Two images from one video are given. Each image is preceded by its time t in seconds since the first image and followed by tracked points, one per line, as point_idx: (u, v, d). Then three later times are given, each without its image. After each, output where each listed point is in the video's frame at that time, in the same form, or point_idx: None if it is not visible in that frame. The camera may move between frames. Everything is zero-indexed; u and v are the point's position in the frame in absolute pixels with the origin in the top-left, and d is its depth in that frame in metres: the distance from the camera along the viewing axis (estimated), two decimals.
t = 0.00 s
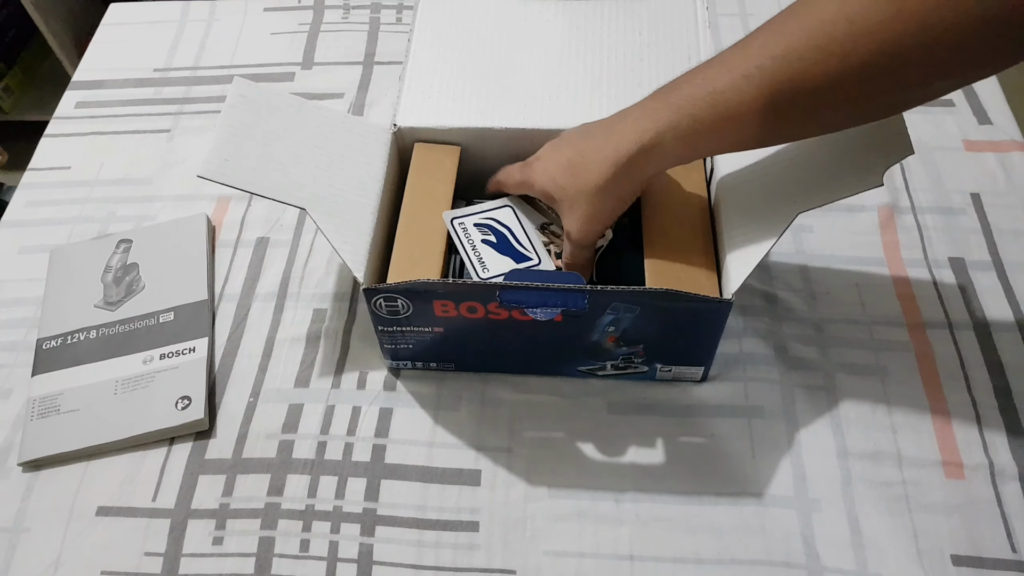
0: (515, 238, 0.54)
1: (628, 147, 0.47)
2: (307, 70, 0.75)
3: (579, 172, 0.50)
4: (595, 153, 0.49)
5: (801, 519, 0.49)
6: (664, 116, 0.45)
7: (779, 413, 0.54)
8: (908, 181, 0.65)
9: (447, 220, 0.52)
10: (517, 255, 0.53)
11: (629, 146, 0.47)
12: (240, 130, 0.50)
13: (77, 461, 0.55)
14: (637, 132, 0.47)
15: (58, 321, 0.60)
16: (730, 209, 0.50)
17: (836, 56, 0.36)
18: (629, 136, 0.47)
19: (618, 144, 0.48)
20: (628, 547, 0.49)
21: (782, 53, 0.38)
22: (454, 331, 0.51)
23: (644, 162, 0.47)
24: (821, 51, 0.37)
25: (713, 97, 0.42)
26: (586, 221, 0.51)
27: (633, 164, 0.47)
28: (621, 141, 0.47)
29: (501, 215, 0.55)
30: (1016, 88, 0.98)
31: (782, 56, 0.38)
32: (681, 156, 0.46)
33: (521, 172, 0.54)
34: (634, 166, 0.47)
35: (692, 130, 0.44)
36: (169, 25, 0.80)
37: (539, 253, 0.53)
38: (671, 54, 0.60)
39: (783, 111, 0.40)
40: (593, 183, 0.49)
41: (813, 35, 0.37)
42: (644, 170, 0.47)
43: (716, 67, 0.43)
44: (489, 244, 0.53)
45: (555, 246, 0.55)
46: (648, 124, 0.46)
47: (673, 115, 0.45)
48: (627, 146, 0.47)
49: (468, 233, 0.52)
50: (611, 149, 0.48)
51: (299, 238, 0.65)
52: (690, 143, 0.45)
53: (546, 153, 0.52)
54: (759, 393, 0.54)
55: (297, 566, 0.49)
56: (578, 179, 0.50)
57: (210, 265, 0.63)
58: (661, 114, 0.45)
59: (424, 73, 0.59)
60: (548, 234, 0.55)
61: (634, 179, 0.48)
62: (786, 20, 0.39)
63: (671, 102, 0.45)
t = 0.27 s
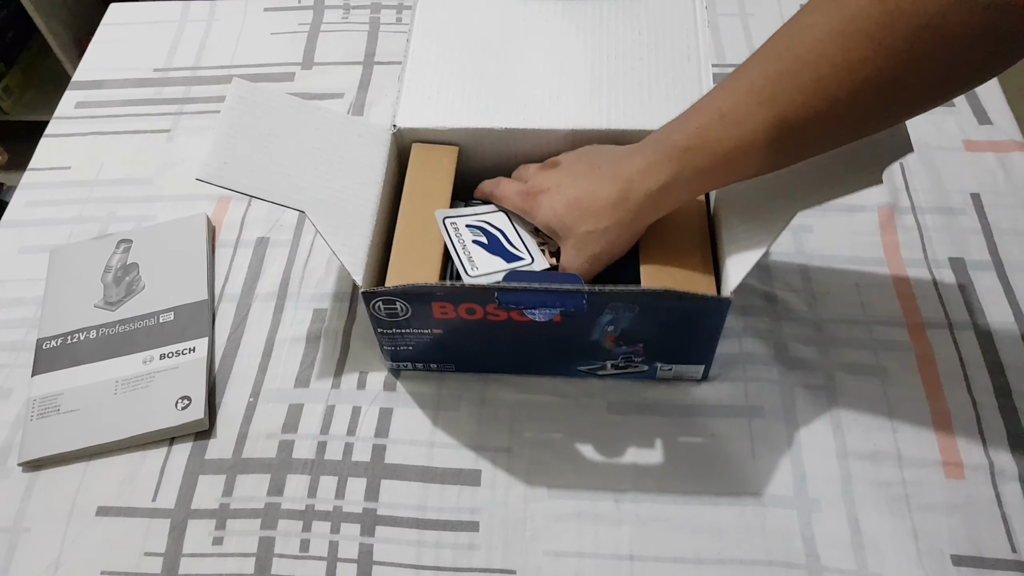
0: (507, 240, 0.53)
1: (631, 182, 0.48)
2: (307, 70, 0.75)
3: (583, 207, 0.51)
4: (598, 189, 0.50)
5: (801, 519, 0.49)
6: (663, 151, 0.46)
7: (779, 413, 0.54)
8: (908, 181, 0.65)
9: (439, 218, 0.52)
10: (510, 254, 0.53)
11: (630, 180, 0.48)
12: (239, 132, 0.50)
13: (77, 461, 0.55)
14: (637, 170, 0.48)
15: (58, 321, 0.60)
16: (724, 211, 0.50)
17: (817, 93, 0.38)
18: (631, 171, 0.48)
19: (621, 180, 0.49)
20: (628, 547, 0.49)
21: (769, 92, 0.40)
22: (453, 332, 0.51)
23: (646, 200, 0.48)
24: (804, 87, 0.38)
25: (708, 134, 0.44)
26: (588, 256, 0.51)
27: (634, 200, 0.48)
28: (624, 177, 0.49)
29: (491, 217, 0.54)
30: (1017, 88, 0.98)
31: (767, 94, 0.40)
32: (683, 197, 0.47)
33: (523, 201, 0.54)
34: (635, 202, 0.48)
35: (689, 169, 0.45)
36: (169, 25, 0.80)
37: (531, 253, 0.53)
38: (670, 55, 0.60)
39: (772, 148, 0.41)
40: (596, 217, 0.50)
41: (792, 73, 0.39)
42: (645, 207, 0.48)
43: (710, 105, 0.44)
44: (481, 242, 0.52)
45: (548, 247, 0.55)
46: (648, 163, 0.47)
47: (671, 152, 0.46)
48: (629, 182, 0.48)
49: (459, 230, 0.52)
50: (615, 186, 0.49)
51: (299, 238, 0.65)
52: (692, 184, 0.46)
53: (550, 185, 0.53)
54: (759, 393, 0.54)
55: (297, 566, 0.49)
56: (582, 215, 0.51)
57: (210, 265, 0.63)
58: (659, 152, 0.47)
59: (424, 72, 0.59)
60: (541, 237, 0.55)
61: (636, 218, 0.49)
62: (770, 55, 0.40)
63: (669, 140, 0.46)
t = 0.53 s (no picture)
0: (510, 224, 0.53)
1: (636, 162, 0.48)
2: (307, 70, 0.75)
3: (587, 187, 0.51)
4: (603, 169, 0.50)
5: (801, 519, 0.49)
6: (669, 130, 0.46)
7: (779, 413, 0.54)
8: (908, 181, 0.65)
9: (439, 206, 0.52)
10: (513, 239, 0.52)
11: (636, 159, 0.48)
12: (241, 136, 0.50)
13: (77, 461, 0.55)
14: (643, 150, 0.48)
15: (58, 321, 0.60)
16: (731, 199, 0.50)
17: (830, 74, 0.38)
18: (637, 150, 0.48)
19: (627, 160, 0.49)
20: (628, 547, 0.49)
21: (780, 72, 0.40)
22: (463, 328, 0.51)
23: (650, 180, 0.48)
24: (818, 66, 0.38)
25: (717, 113, 0.43)
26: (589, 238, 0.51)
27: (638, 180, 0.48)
28: (630, 156, 0.49)
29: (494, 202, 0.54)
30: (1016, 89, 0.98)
31: (778, 74, 0.40)
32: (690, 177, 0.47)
33: (527, 181, 0.54)
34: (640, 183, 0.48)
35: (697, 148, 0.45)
36: (169, 25, 0.80)
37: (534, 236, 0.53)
38: (671, 46, 0.59)
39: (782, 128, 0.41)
40: (600, 198, 0.50)
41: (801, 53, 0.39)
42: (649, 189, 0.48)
43: (718, 83, 0.44)
44: (482, 227, 0.52)
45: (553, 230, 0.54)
46: (654, 142, 0.47)
47: (678, 131, 0.46)
48: (634, 161, 0.48)
49: (460, 217, 0.52)
50: (620, 165, 0.49)
51: (299, 238, 0.65)
52: (698, 163, 0.46)
53: (553, 166, 0.53)
54: (759, 392, 0.54)
55: (297, 566, 0.49)
56: (586, 195, 0.51)
57: (210, 265, 0.63)
58: (666, 131, 0.47)
59: (427, 70, 0.59)
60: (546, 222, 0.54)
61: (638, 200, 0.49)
62: (781, 33, 0.40)
63: (676, 119, 0.46)
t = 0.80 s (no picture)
0: (512, 222, 0.53)
1: (635, 155, 0.48)
2: (307, 70, 0.75)
3: (588, 182, 0.51)
4: (602, 164, 0.50)
5: (801, 519, 0.49)
6: (668, 123, 0.46)
7: (779, 413, 0.54)
8: (908, 181, 0.65)
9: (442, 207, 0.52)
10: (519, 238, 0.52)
11: (635, 152, 0.48)
12: (248, 134, 0.50)
13: (77, 461, 0.55)
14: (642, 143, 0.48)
15: (59, 321, 0.60)
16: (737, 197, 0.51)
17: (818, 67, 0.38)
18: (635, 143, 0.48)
19: (626, 153, 0.49)
20: (628, 547, 0.49)
21: (773, 62, 0.39)
22: (470, 329, 0.51)
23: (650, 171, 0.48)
24: (805, 60, 0.38)
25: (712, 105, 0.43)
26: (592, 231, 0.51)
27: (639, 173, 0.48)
28: (628, 150, 0.48)
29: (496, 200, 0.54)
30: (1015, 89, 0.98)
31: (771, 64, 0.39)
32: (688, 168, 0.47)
33: (527, 180, 0.53)
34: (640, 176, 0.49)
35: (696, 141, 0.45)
36: (169, 25, 0.80)
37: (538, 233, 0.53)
38: (671, 47, 0.60)
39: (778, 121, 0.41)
40: (601, 191, 0.50)
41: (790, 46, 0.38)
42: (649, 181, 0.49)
43: (711, 75, 0.43)
44: (486, 226, 0.52)
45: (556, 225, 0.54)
46: (653, 135, 0.47)
47: (676, 123, 0.45)
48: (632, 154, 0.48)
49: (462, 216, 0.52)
50: (620, 159, 0.49)
51: (299, 238, 0.65)
52: (695, 155, 0.46)
53: (551, 162, 0.53)
54: (759, 392, 0.54)
55: (297, 566, 0.49)
56: (586, 189, 0.51)
57: (210, 265, 0.63)
58: (663, 123, 0.46)
59: (428, 70, 0.59)
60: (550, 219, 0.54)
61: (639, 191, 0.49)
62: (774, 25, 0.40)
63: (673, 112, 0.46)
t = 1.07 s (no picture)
0: (504, 220, 0.52)
1: (621, 141, 0.49)
2: (307, 70, 0.75)
3: (574, 174, 0.51)
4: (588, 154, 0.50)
5: (801, 519, 0.49)
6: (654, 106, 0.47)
7: (779, 413, 0.54)
8: (908, 181, 0.65)
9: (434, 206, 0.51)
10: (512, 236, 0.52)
11: (620, 138, 0.49)
12: (248, 133, 0.50)
13: (77, 461, 0.55)
14: (627, 129, 0.49)
15: (59, 321, 0.60)
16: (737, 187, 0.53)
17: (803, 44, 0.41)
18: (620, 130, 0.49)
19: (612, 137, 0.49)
20: (628, 547, 0.49)
21: (761, 38, 0.42)
22: (470, 329, 0.51)
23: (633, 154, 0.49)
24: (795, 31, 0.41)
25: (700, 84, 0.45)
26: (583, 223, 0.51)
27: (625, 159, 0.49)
28: (612, 138, 0.49)
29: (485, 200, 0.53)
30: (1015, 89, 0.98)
31: (756, 41, 0.42)
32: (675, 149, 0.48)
33: (513, 181, 0.53)
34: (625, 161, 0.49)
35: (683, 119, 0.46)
36: (169, 25, 0.80)
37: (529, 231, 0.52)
38: (672, 45, 0.60)
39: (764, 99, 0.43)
40: (585, 179, 0.50)
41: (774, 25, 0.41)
42: (634, 166, 0.49)
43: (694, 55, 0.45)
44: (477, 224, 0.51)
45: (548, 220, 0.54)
46: (637, 120, 0.48)
47: (661, 106, 0.47)
48: (618, 139, 0.49)
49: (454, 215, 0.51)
50: (604, 147, 0.49)
51: (299, 238, 0.65)
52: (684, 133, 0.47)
53: (536, 160, 0.52)
54: (759, 392, 0.55)
55: (297, 566, 0.49)
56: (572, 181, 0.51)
57: (210, 265, 0.63)
58: (648, 108, 0.47)
59: (428, 69, 0.59)
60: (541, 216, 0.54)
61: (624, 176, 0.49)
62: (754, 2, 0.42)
63: (658, 95, 0.47)
